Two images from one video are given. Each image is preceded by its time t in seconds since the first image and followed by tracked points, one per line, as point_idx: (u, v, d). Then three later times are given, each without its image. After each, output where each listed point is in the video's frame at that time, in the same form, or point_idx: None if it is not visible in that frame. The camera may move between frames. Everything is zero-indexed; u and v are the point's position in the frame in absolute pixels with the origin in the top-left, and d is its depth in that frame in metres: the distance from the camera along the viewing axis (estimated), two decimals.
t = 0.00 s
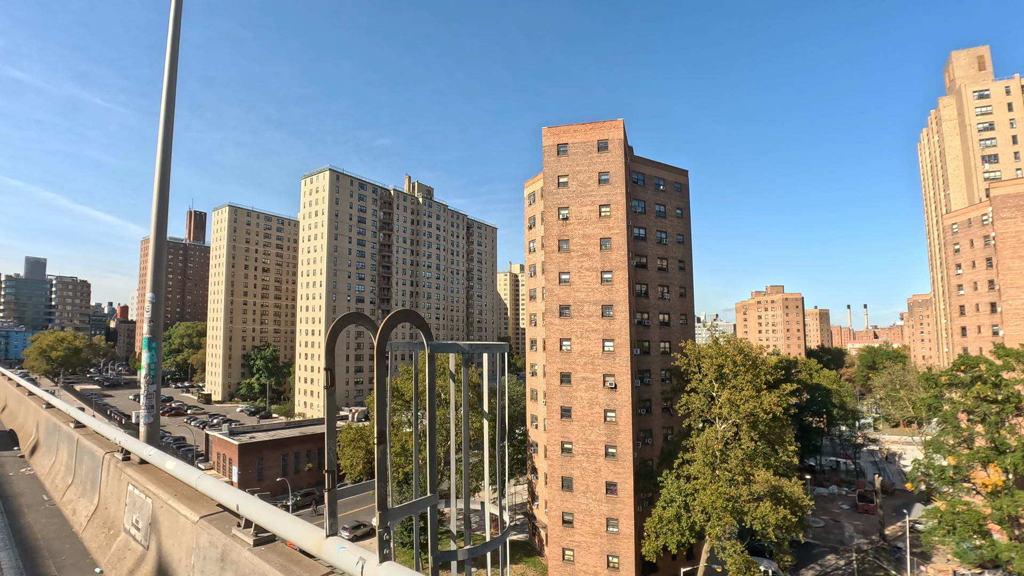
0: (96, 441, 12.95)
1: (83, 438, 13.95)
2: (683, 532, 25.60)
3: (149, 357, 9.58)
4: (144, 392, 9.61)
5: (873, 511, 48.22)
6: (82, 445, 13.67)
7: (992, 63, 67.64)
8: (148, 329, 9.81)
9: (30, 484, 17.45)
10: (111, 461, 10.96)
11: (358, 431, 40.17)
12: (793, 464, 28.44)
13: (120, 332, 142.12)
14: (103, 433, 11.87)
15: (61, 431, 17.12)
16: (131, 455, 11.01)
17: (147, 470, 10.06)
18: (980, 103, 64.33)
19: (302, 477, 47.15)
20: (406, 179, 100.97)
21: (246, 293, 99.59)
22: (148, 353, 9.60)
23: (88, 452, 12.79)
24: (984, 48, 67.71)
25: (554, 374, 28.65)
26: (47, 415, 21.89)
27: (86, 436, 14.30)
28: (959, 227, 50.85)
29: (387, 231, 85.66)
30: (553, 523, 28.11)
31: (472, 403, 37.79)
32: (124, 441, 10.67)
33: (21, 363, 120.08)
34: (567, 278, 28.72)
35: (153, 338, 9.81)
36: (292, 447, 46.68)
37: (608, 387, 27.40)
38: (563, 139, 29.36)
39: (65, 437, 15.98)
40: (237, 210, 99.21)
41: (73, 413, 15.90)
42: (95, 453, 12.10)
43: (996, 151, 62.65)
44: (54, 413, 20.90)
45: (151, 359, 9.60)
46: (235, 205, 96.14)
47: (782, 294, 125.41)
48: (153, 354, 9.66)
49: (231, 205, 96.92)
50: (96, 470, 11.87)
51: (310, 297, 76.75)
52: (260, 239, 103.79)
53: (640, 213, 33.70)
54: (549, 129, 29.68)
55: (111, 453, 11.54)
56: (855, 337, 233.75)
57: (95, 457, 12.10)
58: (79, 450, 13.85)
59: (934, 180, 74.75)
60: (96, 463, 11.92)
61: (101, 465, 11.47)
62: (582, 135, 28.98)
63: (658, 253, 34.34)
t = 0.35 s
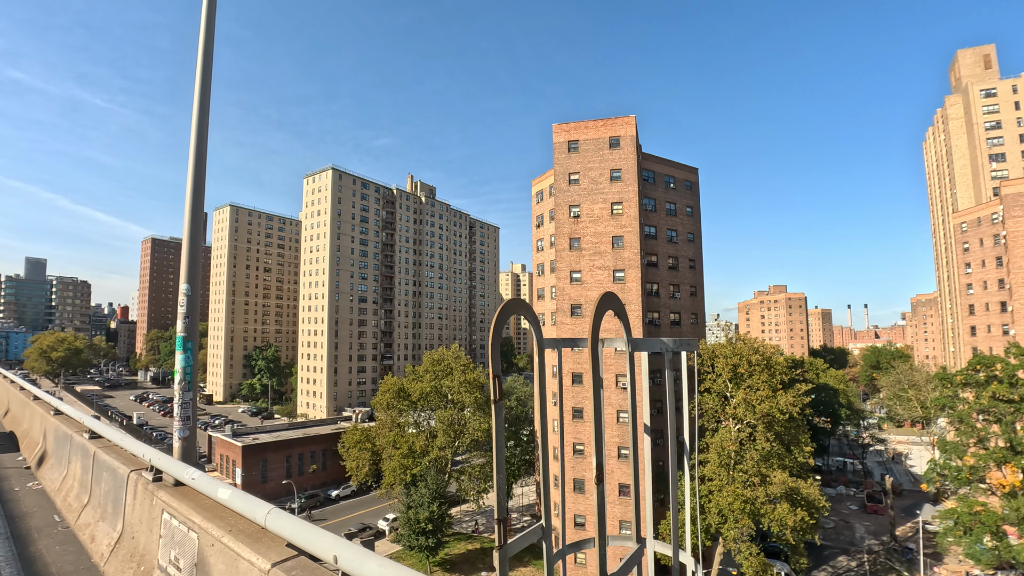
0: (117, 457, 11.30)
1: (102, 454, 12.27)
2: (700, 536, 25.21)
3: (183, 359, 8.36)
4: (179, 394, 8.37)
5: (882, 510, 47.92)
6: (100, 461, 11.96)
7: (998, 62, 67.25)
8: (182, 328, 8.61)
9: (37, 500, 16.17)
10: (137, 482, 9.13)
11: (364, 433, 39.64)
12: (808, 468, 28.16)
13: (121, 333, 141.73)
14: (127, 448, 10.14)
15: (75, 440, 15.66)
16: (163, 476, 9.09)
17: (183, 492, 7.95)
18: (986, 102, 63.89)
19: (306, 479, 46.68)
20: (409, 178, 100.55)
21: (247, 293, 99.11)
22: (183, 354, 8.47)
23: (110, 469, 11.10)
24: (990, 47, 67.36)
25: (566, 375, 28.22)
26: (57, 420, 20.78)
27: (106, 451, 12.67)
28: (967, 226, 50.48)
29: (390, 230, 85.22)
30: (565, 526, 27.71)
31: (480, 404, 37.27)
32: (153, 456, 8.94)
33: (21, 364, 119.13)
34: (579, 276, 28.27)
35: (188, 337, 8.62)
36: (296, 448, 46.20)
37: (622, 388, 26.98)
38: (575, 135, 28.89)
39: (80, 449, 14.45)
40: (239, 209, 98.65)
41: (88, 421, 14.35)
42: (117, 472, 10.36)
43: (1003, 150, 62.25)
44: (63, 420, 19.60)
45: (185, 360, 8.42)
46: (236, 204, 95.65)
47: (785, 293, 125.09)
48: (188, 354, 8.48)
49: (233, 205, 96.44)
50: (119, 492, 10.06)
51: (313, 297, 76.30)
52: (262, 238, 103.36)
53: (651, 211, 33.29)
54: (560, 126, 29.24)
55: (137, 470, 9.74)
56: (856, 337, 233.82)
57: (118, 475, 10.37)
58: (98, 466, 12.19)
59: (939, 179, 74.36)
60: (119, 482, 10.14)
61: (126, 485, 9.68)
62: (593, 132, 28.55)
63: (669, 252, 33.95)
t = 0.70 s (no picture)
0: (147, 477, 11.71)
1: (128, 472, 12.65)
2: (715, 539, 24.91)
3: (235, 363, 9.06)
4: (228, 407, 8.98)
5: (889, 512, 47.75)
6: (128, 480, 12.36)
7: (1004, 61, 66.85)
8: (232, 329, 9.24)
9: (50, 524, 17.39)
10: (179, 509, 9.55)
11: (369, 434, 39.11)
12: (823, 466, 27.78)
13: (121, 333, 141.33)
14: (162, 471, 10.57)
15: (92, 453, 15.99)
16: (208, 504, 9.42)
17: (238, 528, 8.34)
18: (994, 100, 63.38)
19: (311, 480, 46.20)
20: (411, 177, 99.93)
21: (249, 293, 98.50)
22: (234, 357, 9.09)
23: (140, 491, 11.50)
24: (997, 45, 66.95)
25: (578, 375, 27.82)
26: (67, 427, 20.89)
27: (130, 467, 13.03)
28: (976, 225, 50.16)
29: (392, 230, 84.81)
30: (577, 528, 27.29)
31: (488, 404, 36.80)
32: (198, 479, 9.46)
33: (20, 364, 118.51)
34: (590, 275, 27.86)
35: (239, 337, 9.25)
36: (300, 449, 45.72)
37: (635, 389, 26.57)
38: (586, 132, 28.46)
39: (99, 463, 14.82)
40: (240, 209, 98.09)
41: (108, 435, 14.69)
42: (151, 496, 10.76)
43: (1011, 148, 61.75)
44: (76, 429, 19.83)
45: (237, 365, 9.12)
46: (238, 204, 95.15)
47: (788, 292, 124.65)
48: (240, 359, 9.17)
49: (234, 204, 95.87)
50: (154, 516, 10.49)
51: (315, 297, 75.89)
52: (263, 238, 102.82)
53: (661, 209, 32.88)
54: (570, 123, 28.81)
55: (175, 497, 10.15)
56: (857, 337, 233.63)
57: (152, 498, 10.81)
58: (124, 487, 12.61)
59: (946, 178, 73.84)
60: (156, 508, 10.51)
61: (163, 511, 10.07)
62: (605, 128, 28.13)
63: (679, 251, 33.54)
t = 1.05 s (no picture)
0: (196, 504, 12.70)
1: (163, 500, 13.50)
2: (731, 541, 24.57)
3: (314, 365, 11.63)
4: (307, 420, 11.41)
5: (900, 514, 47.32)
6: (166, 509, 13.25)
7: (1011, 59, 66.49)
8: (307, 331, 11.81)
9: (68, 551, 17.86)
10: (242, 547, 10.50)
11: (375, 435, 38.68)
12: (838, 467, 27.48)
13: (122, 333, 141.08)
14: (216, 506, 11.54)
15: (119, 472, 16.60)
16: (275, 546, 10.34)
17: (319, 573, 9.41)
18: (1001, 99, 62.96)
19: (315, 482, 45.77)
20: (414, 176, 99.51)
21: (250, 293, 97.91)
22: (311, 359, 11.65)
23: (185, 524, 12.37)
24: (1003, 43, 66.57)
25: (590, 375, 27.37)
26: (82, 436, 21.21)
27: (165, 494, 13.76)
28: (986, 224, 49.81)
29: (395, 229, 84.38)
30: (589, 531, 26.88)
31: (497, 405, 36.36)
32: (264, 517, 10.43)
33: (20, 365, 117.95)
34: (602, 274, 27.44)
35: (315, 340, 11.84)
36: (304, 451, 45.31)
37: (648, 389, 26.16)
38: (598, 129, 28.05)
39: (127, 484, 15.54)
40: (241, 208, 97.60)
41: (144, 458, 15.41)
42: (200, 530, 11.67)
43: (1019, 147, 61.35)
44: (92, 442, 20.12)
45: (315, 368, 11.74)
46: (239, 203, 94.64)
47: (791, 292, 124.33)
48: (316, 362, 11.81)
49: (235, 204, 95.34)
50: (205, 551, 11.46)
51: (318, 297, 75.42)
52: (264, 237, 102.31)
53: (672, 207, 32.49)
54: (581, 119, 28.39)
55: (230, 533, 11.14)
56: (858, 336, 233.21)
57: (201, 532, 11.71)
58: (161, 516, 13.41)
59: (953, 176, 73.41)
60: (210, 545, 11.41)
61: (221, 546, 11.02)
62: (617, 125, 27.72)
63: (691, 249, 33.15)
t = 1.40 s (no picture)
0: (188, 502, 8.81)
1: (209, 530, 7.45)
2: (747, 543, 24.18)
3: (437, 373, 8.73)
4: (431, 444, 8.76)
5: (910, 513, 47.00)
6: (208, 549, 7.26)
7: (1018, 57, 66.02)
8: (428, 325, 8.95)
9: None
10: None
11: (381, 437, 38.32)
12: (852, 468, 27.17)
13: (123, 334, 141.07)
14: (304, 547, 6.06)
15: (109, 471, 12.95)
16: None
17: None
18: (1009, 97, 62.49)
19: (320, 483, 45.36)
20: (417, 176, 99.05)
21: (252, 293, 97.38)
22: (436, 365, 8.78)
23: None
24: (1010, 42, 66.13)
25: (602, 376, 26.96)
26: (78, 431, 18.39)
27: (211, 519, 7.81)
28: (995, 222, 49.38)
29: (398, 229, 84.03)
30: (602, 534, 26.45)
31: (504, 406, 35.91)
32: None
33: (20, 365, 117.52)
34: (614, 273, 27.04)
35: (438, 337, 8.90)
36: (308, 452, 44.93)
37: (661, 389, 25.76)
38: (609, 126, 27.67)
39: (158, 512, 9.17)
40: (243, 208, 97.14)
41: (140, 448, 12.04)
42: None
43: None
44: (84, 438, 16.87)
45: (441, 377, 8.74)
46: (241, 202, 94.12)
47: (794, 291, 124.09)
48: (442, 366, 8.78)
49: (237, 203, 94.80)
50: None
51: (320, 296, 75.05)
52: (266, 237, 101.80)
53: (683, 206, 32.10)
54: (593, 116, 27.99)
55: None
56: (859, 335, 233.63)
57: None
58: (203, 558, 7.46)
59: (959, 175, 72.95)
60: None
61: None
62: (629, 122, 27.31)
63: (701, 247, 32.75)
